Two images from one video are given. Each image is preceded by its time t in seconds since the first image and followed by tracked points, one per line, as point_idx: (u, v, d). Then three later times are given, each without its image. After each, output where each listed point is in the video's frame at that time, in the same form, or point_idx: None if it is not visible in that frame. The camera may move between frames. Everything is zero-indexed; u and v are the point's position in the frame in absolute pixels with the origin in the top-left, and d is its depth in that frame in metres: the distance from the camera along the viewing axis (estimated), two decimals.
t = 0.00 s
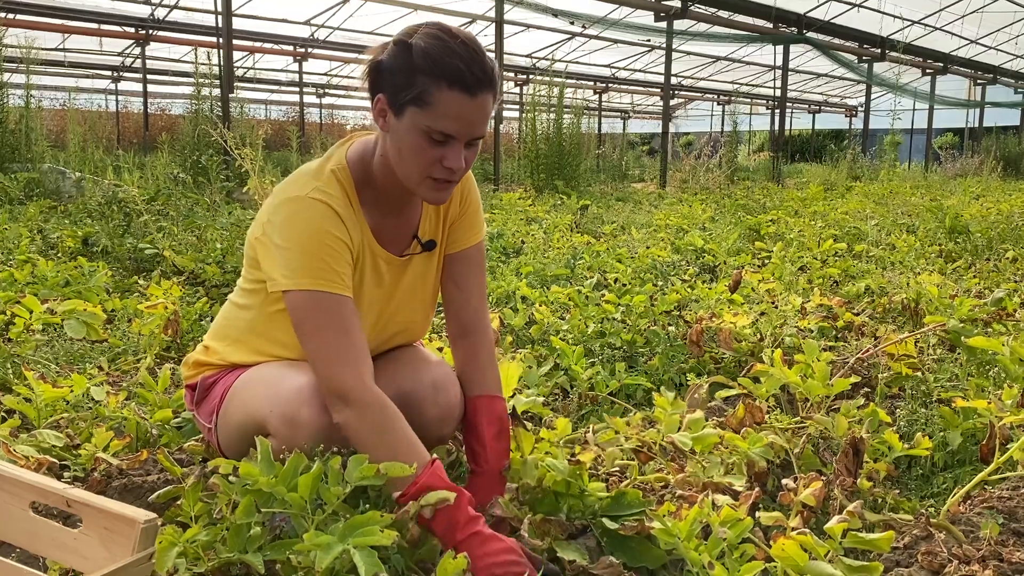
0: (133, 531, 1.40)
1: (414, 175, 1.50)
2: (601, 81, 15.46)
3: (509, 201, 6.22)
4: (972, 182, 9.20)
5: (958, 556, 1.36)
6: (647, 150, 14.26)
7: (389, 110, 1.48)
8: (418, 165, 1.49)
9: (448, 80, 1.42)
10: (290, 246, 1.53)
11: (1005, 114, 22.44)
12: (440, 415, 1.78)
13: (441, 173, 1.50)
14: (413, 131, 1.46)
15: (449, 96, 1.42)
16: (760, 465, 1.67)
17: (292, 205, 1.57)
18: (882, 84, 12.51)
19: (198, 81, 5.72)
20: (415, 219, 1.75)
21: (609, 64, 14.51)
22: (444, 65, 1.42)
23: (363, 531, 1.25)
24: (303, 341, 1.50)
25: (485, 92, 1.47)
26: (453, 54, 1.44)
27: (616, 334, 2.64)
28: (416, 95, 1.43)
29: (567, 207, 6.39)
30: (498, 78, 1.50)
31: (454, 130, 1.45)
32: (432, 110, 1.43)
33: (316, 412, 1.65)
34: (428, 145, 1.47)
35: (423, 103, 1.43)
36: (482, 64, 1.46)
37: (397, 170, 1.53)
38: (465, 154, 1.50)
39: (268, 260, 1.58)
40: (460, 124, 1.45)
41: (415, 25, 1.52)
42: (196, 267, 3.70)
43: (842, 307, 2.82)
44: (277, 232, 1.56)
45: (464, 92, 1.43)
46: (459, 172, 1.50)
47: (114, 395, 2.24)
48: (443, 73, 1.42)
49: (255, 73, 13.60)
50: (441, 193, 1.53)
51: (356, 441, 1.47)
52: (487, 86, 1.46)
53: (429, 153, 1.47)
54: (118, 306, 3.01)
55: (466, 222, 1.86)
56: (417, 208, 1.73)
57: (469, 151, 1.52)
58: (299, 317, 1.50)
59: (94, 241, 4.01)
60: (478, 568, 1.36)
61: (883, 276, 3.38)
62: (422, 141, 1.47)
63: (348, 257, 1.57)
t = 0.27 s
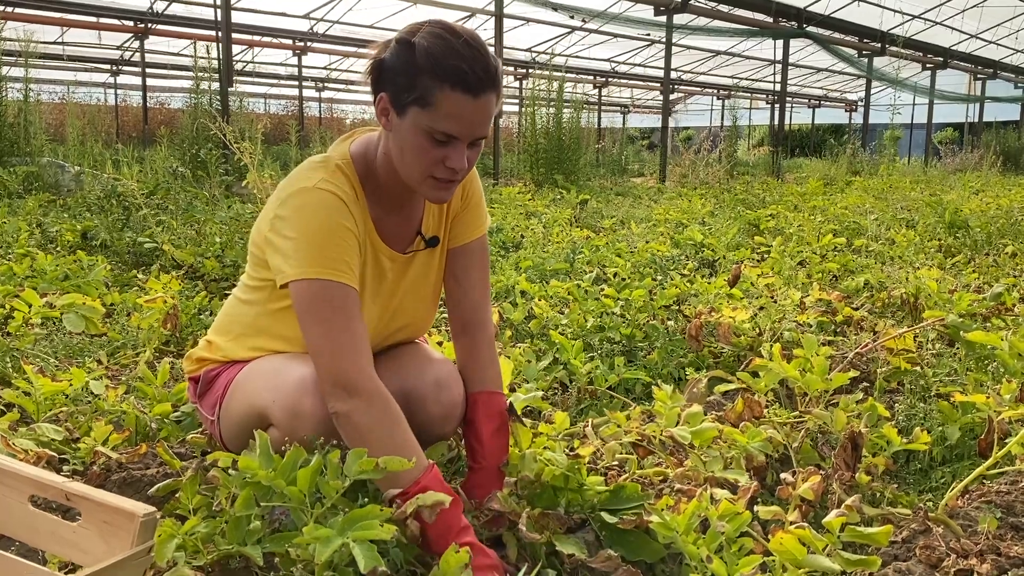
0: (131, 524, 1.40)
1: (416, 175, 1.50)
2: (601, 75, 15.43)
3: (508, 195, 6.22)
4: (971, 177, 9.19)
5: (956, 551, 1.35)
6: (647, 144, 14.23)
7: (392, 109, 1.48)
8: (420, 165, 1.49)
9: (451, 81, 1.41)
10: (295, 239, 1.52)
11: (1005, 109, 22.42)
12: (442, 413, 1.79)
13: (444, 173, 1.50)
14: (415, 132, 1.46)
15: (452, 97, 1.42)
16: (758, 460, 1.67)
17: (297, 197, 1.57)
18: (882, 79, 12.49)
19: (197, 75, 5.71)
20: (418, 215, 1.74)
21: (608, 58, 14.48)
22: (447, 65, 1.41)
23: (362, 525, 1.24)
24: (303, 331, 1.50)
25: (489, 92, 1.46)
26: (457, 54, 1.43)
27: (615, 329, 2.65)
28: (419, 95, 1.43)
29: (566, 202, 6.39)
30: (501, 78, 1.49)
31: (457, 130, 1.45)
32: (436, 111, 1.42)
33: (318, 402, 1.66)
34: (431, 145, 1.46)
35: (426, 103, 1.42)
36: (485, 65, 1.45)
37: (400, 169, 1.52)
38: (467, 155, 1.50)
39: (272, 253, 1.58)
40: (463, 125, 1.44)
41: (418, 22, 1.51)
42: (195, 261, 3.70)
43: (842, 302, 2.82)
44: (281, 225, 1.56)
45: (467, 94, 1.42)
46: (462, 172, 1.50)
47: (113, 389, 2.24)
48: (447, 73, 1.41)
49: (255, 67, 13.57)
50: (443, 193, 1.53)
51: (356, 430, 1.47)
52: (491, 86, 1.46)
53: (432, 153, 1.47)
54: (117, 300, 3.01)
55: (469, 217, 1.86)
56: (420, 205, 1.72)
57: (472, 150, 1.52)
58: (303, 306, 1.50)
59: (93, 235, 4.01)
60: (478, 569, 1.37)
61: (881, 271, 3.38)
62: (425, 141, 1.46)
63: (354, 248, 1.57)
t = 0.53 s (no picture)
0: (130, 514, 1.40)
1: (421, 167, 1.49)
2: (600, 66, 15.38)
3: (507, 186, 6.21)
4: (970, 169, 9.18)
5: (951, 541, 1.35)
6: (645, 135, 14.20)
7: (397, 100, 1.48)
8: (426, 157, 1.48)
9: (456, 72, 1.41)
10: (292, 233, 1.53)
11: (1004, 100, 22.38)
12: (444, 405, 1.79)
13: (449, 164, 1.49)
14: (421, 124, 1.45)
15: (457, 88, 1.41)
16: (755, 451, 1.68)
17: (294, 191, 1.57)
18: (881, 70, 12.45)
19: (194, 64, 5.68)
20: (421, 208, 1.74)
21: (607, 49, 14.43)
22: (453, 57, 1.41)
23: (360, 515, 1.25)
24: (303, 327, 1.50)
25: (494, 83, 1.45)
26: (461, 45, 1.42)
27: (612, 320, 2.65)
28: (425, 87, 1.42)
29: (564, 193, 6.38)
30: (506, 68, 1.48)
31: (462, 122, 1.44)
32: (441, 102, 1.42)
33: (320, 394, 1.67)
34: (436, 136, 1.46)
35: (431, 95, 1.42)
36: (490, 56, 1.44)
37: (404, 161, 1.52)
38: (473, 146, 1.49)
39: (270, 248, 1.59)
40: (468, 115, 1.44)
41: (424, 14, 1.50)
42: (193, 252, 3.69)
43: (839, 293, 2.83)
44: (279, 218, 1.56)
45: (473, 85, 1.42)
46: (467, 164, 1.49)
47: (111, 379, 2.24)
48: (451, 65, 1.40)
49: (252, 57, 13.51)
50: (448, 184, 1.53)
51: (354, 425, 1.47)
52: (496, 77, 1.45)
53: (437, 145, 1.47)
54: (115, 290, 3.01)
55: (471, 209, 1.85)
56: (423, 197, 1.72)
57: (477, 142, 1.51)
58: (299, 302, 1.50)
59: (91, 225, 4.00)
60: (478, 561, 1.37)
61: (879, 262, 3.38)
62: (430, 133, 1.46)
63: (349, 243, 1.57)
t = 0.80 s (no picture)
0: (127, 496, 1.40)
1: (421, 148, 1.49)
2: (598, 49, 15.29)
3: (504, 169, 6.18)
4: (967, 153, 9.16)
5: (945, 524, 1.36)
6: (643, 119, 14.14)
7: (396, 81, 1.46)
8: (426, 138, 1.47)
9: (456, 51, 1.39)
10: (292, 217, 1.53)
11: (1003, 85, 22.31)
12: (441, 389, 1.79)
13: (449, 146, 1.48)
14: (420, 104, 1.44)
15: (457, 68, 1.40)
16: (751, 434, 1.68)
17: (291, 174, 1.56)
18: (880, 54, 12.39)
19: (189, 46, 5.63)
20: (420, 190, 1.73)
21: (605, 32, 14.33)
22: (453, 36, 1.39)
23: (357, 497, 1.25)
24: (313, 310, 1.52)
25: (493, 63, 1.44)
26: (461, 25, 1.41)
27: (609, 304, 2.65)
28: (424, 67, 1.41)
29: (561, 176, 6.36)
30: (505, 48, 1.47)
31: (462, 102, 1.43)
32: (440, 82, 1.41)
33: (317, 376, 1.67)
34: (436, 117, 1.45)
35: (430, 75, 1.41)
36: (490, 35, 1.43)
37: (404, 143, 1.51)
38: (473, 126, 1.48)
39: (269, 233, 1.59)
40: (469, 96, 1.43)
41: None
42: (189, 235, 3.67)
43: (836, 278, 2.83)
44: (277, 202, 1.56)
45: (473, 64, 1.40)
46: (467, 145, 1.48)
47: (108, 361, 2.23)
48: (451, 44, 1.39)
49: (248, 38, 13.40)
50: (448, 165, 1.52)
51: (378, 400, 1.49)
52: (496, 57, 1.44)
53: (437, 126, 1.46)
54: (111, 273, 3.00)
55: (470, 192, 1.84)
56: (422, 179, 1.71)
57: (477, 123, 1.50)
58: (307, 284, 1.52)
59: (87, 208, 3.98)
60: (505, 529, 1.42)
61: (876, 246, 3.38)
62: (430, 114, 1.45)
63: (349, 226, 1.57)
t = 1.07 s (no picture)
0: (123, 474, 1.40)
1: (417, 128, 1.47)
2: (596, 27, 15.15)
3: (500, 149, 6.15)
4: (965, 134, 9.13)
5: (938, 503, 1.36)
6: (640, 98, 14.06)
7: (392, 60, 1.45)
8: (422, 118, 1.45)
9: (453, 30, 1.37)
10: (292, 200, 1.52)
11: (1002, 65, 22.20)
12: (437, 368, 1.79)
13: (445, 126, 1.46)
14: (416, 84, 1.42)
15: (454, 47, 1.38)
16: (746, 413, 1.68)
17: (288, 156, 1.55)
18: (878, 33, 12.30)
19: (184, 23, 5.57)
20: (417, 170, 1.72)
21: (603, 10, 14.20)
22: (450, 14, 1.37)
23: (354, 475, 1.25)
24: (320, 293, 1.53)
25: (491, 42, 1.42)
26: (458, 2, 1.38)
27: (606, 284, 2.64)
28: (421, 46, 1.39)
29: (559, 156, 6.32)
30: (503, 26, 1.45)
31: (459, 82, 1.41)
32: (437, 61, 1.39)
33: (313, 355, 1.67)
34: (432, 97, 1.43)
35: (427, 53, 1.39)
36: (488, 12, 1.40)
37: (400, 123, 1.49)
38: (470, 107, 1.46)
39: (268, 215, 1.58)
40: (466, 75, 1.41)
41: None
42: (184, 213, 3.65)
43: (832, 258, 2.82)
44: (275, 184, 1.55)
45: (470, 44, 1.38)
46: (464, 125, 1.47)
47: (103, 340, 2.23)
48: (448, 22, 1.37)
49: (242, 16, 13.25)
50: (444, 145, 1.50)
51: (394, 379, 1.54)
52: (493, 36, 1.42)
53: (433, 106, 1.44)
54: (106, 252, 2.98)
55: (465, 172, 1.83)
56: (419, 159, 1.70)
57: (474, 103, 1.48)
58: (311, 269, 1.53)
59: (81, 186, 3.95)
60: (540, 479, 1.53)
61: (873, 227, 3.37)
62: (426, 93, 1.43)
63: (350, 208, 1.57)
